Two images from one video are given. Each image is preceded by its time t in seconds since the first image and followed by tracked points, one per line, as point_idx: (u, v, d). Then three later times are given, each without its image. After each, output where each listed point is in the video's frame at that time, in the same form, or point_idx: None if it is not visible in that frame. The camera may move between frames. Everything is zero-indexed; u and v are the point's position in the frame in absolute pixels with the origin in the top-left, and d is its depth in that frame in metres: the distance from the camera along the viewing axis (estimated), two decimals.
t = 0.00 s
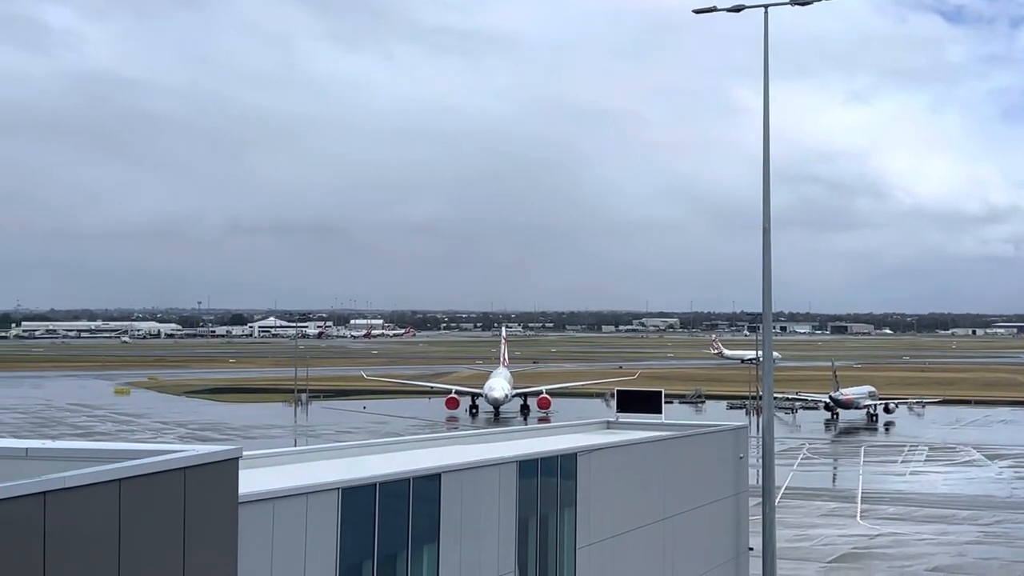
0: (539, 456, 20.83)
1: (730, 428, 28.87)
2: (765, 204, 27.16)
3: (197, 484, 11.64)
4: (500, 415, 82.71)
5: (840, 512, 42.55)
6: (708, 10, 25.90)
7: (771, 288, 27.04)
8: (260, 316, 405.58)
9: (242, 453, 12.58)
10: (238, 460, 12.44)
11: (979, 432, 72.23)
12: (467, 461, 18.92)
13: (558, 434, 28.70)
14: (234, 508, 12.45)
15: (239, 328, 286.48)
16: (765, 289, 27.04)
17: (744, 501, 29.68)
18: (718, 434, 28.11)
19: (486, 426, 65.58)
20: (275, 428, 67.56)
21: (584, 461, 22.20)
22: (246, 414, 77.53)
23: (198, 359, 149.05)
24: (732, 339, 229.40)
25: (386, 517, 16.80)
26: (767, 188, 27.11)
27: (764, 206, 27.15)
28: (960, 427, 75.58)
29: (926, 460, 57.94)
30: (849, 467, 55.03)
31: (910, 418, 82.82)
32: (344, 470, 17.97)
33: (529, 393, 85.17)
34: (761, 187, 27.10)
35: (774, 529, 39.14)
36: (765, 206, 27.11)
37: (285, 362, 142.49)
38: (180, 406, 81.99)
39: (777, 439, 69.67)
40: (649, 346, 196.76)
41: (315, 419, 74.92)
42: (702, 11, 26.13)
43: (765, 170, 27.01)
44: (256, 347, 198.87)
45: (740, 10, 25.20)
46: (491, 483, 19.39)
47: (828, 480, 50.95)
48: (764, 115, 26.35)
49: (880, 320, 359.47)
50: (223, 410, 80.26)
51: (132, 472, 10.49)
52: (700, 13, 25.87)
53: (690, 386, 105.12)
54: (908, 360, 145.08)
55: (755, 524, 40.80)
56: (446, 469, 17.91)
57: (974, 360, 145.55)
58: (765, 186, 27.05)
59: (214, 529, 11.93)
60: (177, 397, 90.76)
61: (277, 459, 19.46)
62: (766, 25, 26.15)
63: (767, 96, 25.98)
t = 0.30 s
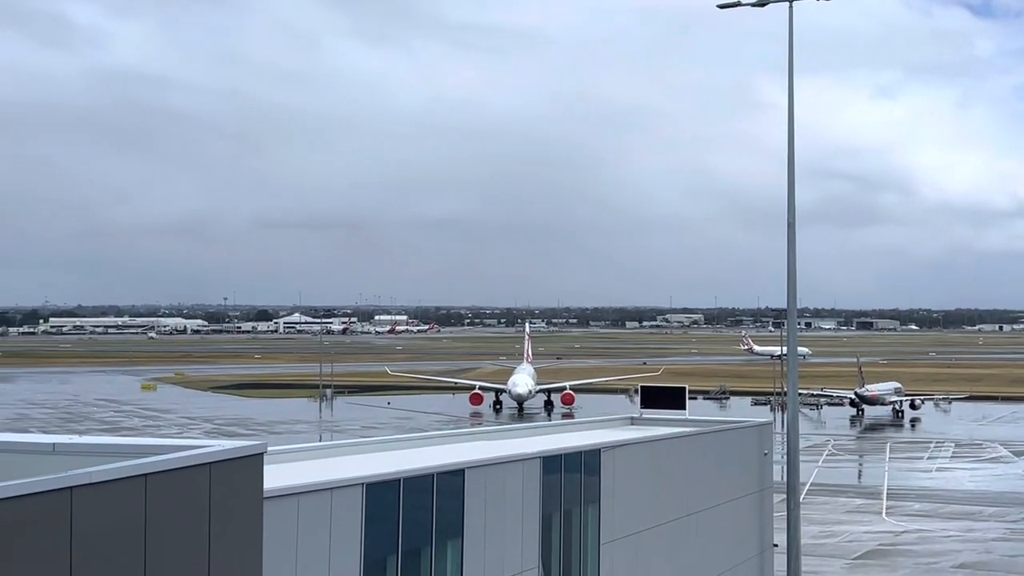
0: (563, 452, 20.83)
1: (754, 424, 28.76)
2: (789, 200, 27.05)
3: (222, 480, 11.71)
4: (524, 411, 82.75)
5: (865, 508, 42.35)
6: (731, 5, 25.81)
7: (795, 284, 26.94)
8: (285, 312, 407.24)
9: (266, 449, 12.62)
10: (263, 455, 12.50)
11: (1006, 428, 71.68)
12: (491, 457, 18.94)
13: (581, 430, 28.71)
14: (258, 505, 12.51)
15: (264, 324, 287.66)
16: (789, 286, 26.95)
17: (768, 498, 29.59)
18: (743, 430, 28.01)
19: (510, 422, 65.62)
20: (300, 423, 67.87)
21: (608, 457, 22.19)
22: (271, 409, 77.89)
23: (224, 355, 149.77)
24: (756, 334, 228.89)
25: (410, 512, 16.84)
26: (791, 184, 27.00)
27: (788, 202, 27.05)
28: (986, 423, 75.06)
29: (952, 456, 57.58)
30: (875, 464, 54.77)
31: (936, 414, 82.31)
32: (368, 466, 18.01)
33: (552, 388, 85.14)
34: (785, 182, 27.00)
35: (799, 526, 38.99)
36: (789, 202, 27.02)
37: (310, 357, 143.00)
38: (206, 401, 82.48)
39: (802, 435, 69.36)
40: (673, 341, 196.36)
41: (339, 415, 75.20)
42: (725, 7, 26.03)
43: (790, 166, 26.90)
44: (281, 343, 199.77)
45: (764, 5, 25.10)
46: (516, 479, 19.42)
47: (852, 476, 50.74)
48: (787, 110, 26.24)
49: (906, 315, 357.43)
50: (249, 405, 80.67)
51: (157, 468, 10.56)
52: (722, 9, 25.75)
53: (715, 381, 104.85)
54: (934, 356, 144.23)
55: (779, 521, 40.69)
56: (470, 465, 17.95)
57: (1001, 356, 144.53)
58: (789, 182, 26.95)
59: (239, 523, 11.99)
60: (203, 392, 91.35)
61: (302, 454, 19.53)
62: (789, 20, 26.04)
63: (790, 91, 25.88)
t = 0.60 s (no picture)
0: (593, 449, 20.78)
1: (786, 422, 28.59)
2: (823, 196, 26.85)
3: (252, 477, 11.72)
4: (555, 408, 82.62)
5: (899, 506, 42.03)
6: None
7: (827, 281, 26.75)
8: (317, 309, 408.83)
9: (298, 444, 12.65)
10: (295, 449, 12.57)
11: None
12: (522, 454, 18.92)
13: (612, 427, 28.63)
14: (290, 503, 12.55)
15: (296, 321, 288.97)
16: (823, 283, 26.74)
17: (800, 495, 29.42)
18: (774, 427, 27.83)
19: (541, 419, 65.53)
20: (331, 420, 68.06)
21: (639, 454, 22.11)
22: (302, 405, 78.16)
23: (256, 352, 150.46)
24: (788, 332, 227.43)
25: (440, 508, 16.87)
26: (824, 180, 26.80)
27: (821, 199, 26.86)
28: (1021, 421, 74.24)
29: (987, 455, 57.01)
30: (907, 462, 54.33)
31: (971, 413, 81.53)
32: (398, 461, 18.05)
33: (583, 385, 85.02)
34: (818, 179, 26.80)
35: (831, 524, 38.71)
36: (822, 199, 26.83)
37: (341, 354, 143.53)
38: (238, 398, 82.88)
39: (835, 432, 68.93)
40: (704, 339, 195.62)
41: (370, 411, 75.37)
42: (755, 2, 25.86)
43: (822, 162, 26.70)
44: (312, 340, 200.43)
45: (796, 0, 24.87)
46: (546, 476, 19.39)
47: (886, 475, 50.33)
48: (821, 104, 26.07)
49: (940, 313, 354.40)
50: (281, 401, 81.03)
51: (188, 464, 10.58)
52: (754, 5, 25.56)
53: (746, 379, 104.39)
54: (968, 354, 142.91)
55: (811, 519, 40.43)
56: (500, 461, 17.94)
57: None
58: (821, 178, 26.76)
59: (269, 517, 12.01)
60: (235, 389, 91.80)
61: (332, 450, 19.54)
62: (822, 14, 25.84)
63: (823, 87, 25.70)
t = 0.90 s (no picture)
0: (633, 448, 20.69)
1: (827, 421, 28.33)
2: (863, 192, 26.58)
3: (291, 474, 11.78)
4: (594, 406, 82.49)
5: (942, 506, 41.60)
6: None
7: (869, 279, 26.50)
8: (356, 307, 410.41)
9: (337, 442, 12.72)
10: (335, 447, 12.61)
11: None
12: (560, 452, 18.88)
13: (652, 425, 28.54)
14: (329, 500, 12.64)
15: (335, 319, 290.08)
16: (865, 281, 26.49)
17: (842, 494, 29.17)
18: (815, 425, 27.61)
19: (580, 417, 65.45)
20: (371, 417, 68.35)
21: (678, 452, 22.01)
22: (342, 403, 78.47)
23: (296, 349, 151.23)
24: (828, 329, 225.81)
25: (478, 505, 16.87)
26: (866, 176, 26.54)
27: (862, 195, 26.60)
28: None
29: None
30: (951, 461, 53.73)
31: (1016, 411, 80.54)
32: (437, 459, 18.06)
33: (622, 383, 84.82)
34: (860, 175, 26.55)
35: (873, 523, 38.39)
36: (864, 195, 26.58)
37: (380, 352, 143.98)
38: (278, 395, 83.38)
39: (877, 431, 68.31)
40: (745, 336, 194.50)
41: (409, 409, 75.57)
42: None
43: (863, 157, 26.44)
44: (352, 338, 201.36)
45: None
46: (585, 474, 19.33)
47: (928, 473, 49.85)
48: (863, 100, 25.85)
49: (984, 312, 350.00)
50: (320, 399, 81.41)
51: (228, 462, 10.66)
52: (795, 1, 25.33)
53: (787, 377, 103.70)
54: (1013, 351, 141.13)
55: (853, 518, 40.13)
56: (538, 460, 17.90)
57: None
58: (863, 175, 26.51)
59: (309, 515, 12.08)
60: (275, 386, 92.40)
61: (371, 448, 19.60)
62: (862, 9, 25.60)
63: (864, 82, 25.47)
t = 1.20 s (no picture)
0: (674, 446, 20.64)
1: (872, 419, 28.09)
2: (908, 189, 26.35)
3: (333, 472, 11.85)
4: (635, 404, 82.30)
5: (988, 505, 41.13)
6: None
7: (914, 275, 26.25)
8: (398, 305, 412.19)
9: (379, 440, 12.76)
10: (377, 445, 12.68)
11: None
12: (601, 451, 18.87)
13: (694, 424, 28.44)
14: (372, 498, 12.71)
15: (377, 317, 291.51)
16: (910, 278, 26.25)
17: (887, 493, 28.91)
18: (859, 425, 27.34)
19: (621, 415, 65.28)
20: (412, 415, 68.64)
21: (721, 451, 21.93)
22: (384, 401, 78.78)
23: (337, 348, 152.03)
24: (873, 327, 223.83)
25: (519, 503, 16.89)
26: (910, 173, 26.29)
27: (907, 191, 26.34)
28: None
29: None
30: (998, 460, 53.07)
31: None
32: (478, 457, 18.12)
33: (664, 381, 84.58)
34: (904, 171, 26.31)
35: (919, 523, 38.00)
36: (908, 191, 26.33)
37: (422, 350, 144.45)
38: (321, 393, 83.85)
39: (922, 429, 67.65)
40: (788, 334, 193.28)
41: (450, 407, 75.75)
42: None
43: (907, 154, 26.21)
44: (394, 336, 202.24)
45: None
46: (625, 473, 19.30)
47: (974, 472, 49.31)
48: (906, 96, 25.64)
49: None
50: (362, 397, 81.80)
51: (270, 461, 10.75)
52: None
53: (831, 375, 102.93)
54: None
55: (898, 517, 39.76)
56: (579, 458, 17.91)
57: None
58: (907, 171, 26.26)
59: (352, 511, 12.15)
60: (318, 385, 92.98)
61: (413, 445, 19.69)
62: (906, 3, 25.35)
63: (908, 78, 25.25)
